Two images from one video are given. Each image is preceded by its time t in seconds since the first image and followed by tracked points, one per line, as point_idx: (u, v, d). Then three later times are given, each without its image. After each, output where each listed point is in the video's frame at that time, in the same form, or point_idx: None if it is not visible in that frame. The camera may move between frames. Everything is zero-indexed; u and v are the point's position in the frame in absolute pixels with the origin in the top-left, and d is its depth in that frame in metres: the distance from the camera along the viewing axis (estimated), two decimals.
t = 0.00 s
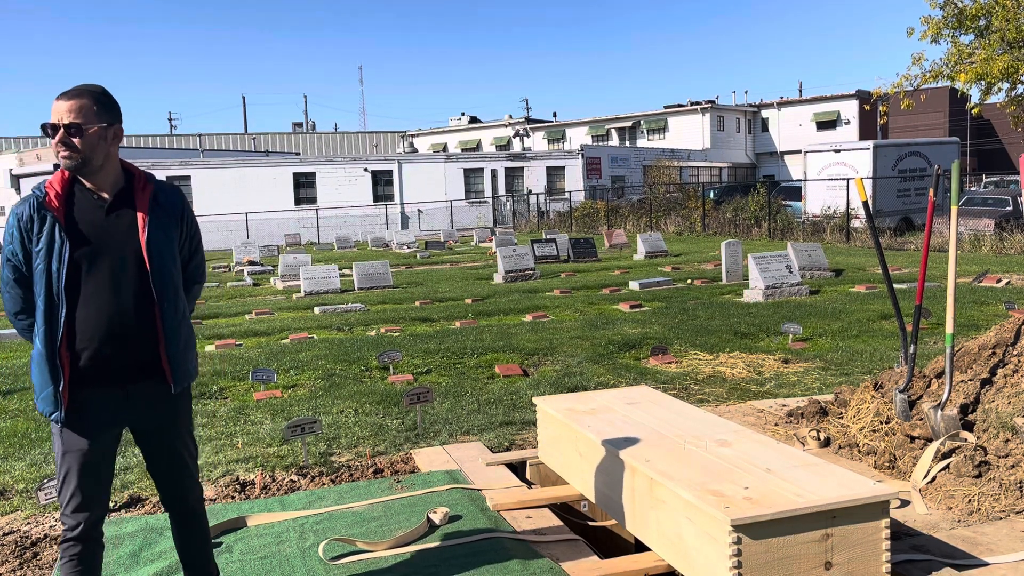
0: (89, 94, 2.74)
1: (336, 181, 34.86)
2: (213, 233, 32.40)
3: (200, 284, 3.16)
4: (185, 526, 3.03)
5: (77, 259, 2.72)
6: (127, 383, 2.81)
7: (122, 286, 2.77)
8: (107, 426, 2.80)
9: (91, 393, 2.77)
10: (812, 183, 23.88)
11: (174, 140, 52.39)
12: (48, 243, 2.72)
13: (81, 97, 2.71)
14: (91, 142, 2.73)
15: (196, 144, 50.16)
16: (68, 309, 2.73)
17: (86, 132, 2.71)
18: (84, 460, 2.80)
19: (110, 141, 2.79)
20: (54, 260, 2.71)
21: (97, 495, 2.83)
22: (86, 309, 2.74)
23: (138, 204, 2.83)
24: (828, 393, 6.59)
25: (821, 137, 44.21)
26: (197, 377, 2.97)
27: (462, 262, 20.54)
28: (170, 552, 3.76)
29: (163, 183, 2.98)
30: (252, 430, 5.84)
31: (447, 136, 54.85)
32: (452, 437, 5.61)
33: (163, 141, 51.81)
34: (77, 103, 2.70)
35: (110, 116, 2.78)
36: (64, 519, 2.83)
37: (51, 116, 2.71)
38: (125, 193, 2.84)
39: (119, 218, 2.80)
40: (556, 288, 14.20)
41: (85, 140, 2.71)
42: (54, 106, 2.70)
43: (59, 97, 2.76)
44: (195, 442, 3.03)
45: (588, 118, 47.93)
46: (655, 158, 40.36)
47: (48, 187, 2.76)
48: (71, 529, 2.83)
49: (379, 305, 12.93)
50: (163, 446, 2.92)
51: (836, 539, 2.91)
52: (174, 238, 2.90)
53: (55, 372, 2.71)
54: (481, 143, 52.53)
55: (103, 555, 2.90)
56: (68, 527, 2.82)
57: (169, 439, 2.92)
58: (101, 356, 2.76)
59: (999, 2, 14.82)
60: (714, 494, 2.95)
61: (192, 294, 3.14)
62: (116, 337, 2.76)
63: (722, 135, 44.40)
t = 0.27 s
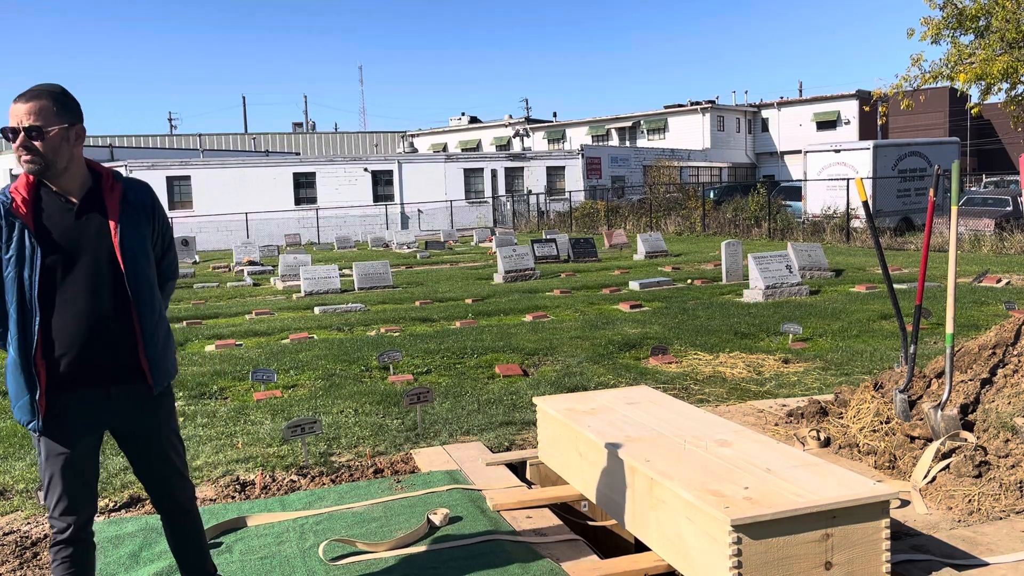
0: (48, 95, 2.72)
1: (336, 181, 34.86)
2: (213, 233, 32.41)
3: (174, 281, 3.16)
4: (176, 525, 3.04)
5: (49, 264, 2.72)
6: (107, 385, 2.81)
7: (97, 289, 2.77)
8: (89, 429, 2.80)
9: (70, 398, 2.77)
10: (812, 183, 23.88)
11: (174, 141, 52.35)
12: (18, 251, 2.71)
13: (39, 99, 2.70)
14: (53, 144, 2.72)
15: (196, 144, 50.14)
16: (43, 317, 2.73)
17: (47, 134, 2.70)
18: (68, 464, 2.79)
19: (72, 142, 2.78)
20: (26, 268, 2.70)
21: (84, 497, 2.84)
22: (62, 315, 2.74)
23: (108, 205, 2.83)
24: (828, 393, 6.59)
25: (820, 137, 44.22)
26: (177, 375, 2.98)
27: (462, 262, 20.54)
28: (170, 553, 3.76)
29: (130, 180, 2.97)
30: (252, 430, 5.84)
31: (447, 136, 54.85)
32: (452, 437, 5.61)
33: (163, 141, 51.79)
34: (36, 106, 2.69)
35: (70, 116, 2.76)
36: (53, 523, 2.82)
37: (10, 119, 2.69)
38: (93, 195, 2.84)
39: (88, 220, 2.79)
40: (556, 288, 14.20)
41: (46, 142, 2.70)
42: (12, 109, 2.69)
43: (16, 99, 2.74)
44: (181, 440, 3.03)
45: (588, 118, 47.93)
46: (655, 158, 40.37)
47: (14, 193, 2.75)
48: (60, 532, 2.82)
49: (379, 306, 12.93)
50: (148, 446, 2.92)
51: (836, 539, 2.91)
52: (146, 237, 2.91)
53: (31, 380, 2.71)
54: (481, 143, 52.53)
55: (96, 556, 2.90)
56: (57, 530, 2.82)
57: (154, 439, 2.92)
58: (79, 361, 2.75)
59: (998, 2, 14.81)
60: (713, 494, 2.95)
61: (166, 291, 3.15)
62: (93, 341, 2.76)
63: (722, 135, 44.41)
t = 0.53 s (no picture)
0: (34, 97, 2.71)
1: (336, 181, 34.87)
2: (213, 233, 32.41)
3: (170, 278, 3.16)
4: (177, 523, 3.04)
5: (44, 266, 2.72)
6: (105, 384, 2.81)
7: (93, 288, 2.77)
8: (88, 428, 2.80)
9: (67, 399, 2.76)
10: (812, 184, 23.89)
11: (174, 141, 52.34)
12: (13, 253, 2.70)
13: (25, 101, 2.69)
14: (43, 146, 2.71)
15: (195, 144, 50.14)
16: (38, 319, 2.72)
17: (35, 136, 2.69)
18: (67, 464, 2.79)
19: (61, 142, 2.77)
20: (20, 270, 2.69)
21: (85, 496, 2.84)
22: (58, 317, 2.73)
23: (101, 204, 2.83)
24: (828, 393, 6.59)
25: (820, 137, 44.22)
26: (175, 374, 2.98)
27: (462, 262, 20.54)
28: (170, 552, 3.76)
29: (122, 179, 2.98)
30: (252, 430, 5.84)
31: (447, 136, 54.86)
32: (452, 437, 5.61)
33: (163, 141, 51.78)
34: (22, 108, 2.68)
35: (58, 117, 2.75)
36: (52, 523, 2.82)
37: None
38: (86, 195, 2.84)
39: (82, 221, 2.79)
40: (557, 288, 14.20)
41: (35, 144, 2.69)
42: None
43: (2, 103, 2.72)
44: (181, 439, 3.04)
45: (588, 118, 47.93)
46: (655, 158, 40.38)
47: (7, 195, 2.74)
48: (59, 532, 2.81)
49: (379, 305, 12.93)
50: (148, 444, 2.92)
51: (836, 539, 2.91)
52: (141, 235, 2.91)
53: (27, 383, 2.71)
54: (481, 143, 52.55)
55: (95, 556, 2.90)
56: (56, 531, 2.81)
57: (154, 438, 2.92)
58: (75, 362, 2.75)
59: (998, 2, 14.81)
60: (713, 494, 2.95)
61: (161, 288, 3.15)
62: (90, 341, 2.76)
63: (722, 135, 44.41)
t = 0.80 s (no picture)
0: (56, 96, 2.70)
1: (336, 181, 34.87)
2: (213, 233, 32.41)
3: (186, 278, 3.16)
4: (185, 523, 3.04)
5: (60, 263, 2.73)
6: (118, 382, 2.80)
7: (108, 285, 2.76)
8: (100, 426, 2.80)
9: (80, 395, 2.77)
10: (812, 184, 23.89)
11: (174, 141, 52.36)
12: (31, 250, 2.71)
13: (46, 100, 2.68)
14: (63, 146, 2.70)
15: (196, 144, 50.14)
16: (53, 315, 2.73)
17: (55, 135, 2.68)
18: (78, 461, 2.80)
19: (80, 142, 2.76)
20: (38, 267, 2.71)
21: (93, 494, 2.84)
22: (73, 313, 2.74)
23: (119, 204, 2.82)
24: (828, 393, 6.59)
25: (820, 137, 44.21)
26: (189, 373, 2.97)
27: (462, 262, 20.54)
28: (170, 553, 3.76)
29: (140, 179, 2.97)
30: (252, 430, 5.84)
31: (447, 136, 54.86)
32: (452, 437, 5.61)
33: (163, 141, 51.80)
34: (43, 108, 2.66)
35: (78, 117, 2.74)
36: (61, 520, 2.83)
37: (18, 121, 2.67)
38: (104, 194, 2.84)
39: (99, 219, 2.78)
40: (557, 288, 14.20)
41: (54, 144, 2.68)
42: (21, 113, 2.66)
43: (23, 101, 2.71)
44: (191, 439, 3.03)
45: (588, 118, 47.93)
46: (655, 158, 40.37)
47: (27, 192, 2.74)
48: (67, 529, 2.83)
49: (379, 305, 12.94)
50: (158, 443, 2.91)
51: (836, 539, 2.91)
52: (157, 234, 2.90)
53: (41, 378, 2.72)
54: (481, 143, 52.57)
55: (102, 554, 2.91)
56: (64, 528, 2.83)
57: (164, 437, 2.92)
58: (89, 358, 2.75)
59: (998, 2, 14.82)
60: (714, 494, 2.95)
61: (177, 288, 3.15)
62: (104, 339, 2.76)
63: (722, 135, 44.41)
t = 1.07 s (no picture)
0: (97, 96, 2.73)
1: (336, 180, 34.86)
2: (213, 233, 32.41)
3: (212, 282, 3.17)
4: (193, 525, 3.03)
5: (89, 257, 2.73)
6: (140, 379, 2.81)
7: (136, 282, 2.78)
8: (120, 422, 2.80)
9: (103, 389, 2.77)
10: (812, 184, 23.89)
11: (174, 140, 52.37)
12: (61, 241, 2.72)
13: (86, 99, 2.71)
14: (100, 144, 2.73)
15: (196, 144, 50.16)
16: (81, 307, 2.74)
17: (92, 133, 2.71)
18: (95, 456, 2.79)
19: (116, 141, 2.79)
20: (66, 259, 2.71)
21: (108, 492, 2.83)
22: (99, 307, 2.74)
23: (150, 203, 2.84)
24: (828, 393, 6.59)
25: (820, 136, 44.21)
26: (208, 374, 2.97)
27: (462, 262, 20.53)
28: (170, 553, 3.76)
29: (172, 181, 2.99)
30: (252, 430, 5.84)
31: (447, 136, 54.87)
32: (452, 437, 5.61)
33: (164, 141, 51.82)
34: (83, 106, 2.69)
35: (117, 117, 2.77)
36: (73, 517, 2.82)
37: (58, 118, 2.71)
38: (136, 193, 2.85)
39: (130, 217, 2.80)
40: (557, 288, 14.20)
41: (92, 142, 2.71)
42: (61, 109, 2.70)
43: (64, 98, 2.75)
44: (205, 440, 3.03)
45: (588, 118, 47.93)
46: (655, 158, 40.37)
47: (61, 188, 2.76)
48: (78, 527, 2.82)
49: (379, 305, 12.94)
50: (173, 443, 2.91)
51: (836, 539, 2.91)
52: (185, 235, 2.91)
53: (69, 369, 2.72)
54: (481, 143, 52.57)
55: (109, 555, 2.89)
56: (76, 525, 2.81)
57: (180, 437, 2.92)
58: (114, 353, 2.76)
59: (998, 2, 14.82)
60: (714, 494, 2.95)
61: (203, 291, 3.16)
62: (129, 335, 2.76)
63: (722, 135, 44.41)
